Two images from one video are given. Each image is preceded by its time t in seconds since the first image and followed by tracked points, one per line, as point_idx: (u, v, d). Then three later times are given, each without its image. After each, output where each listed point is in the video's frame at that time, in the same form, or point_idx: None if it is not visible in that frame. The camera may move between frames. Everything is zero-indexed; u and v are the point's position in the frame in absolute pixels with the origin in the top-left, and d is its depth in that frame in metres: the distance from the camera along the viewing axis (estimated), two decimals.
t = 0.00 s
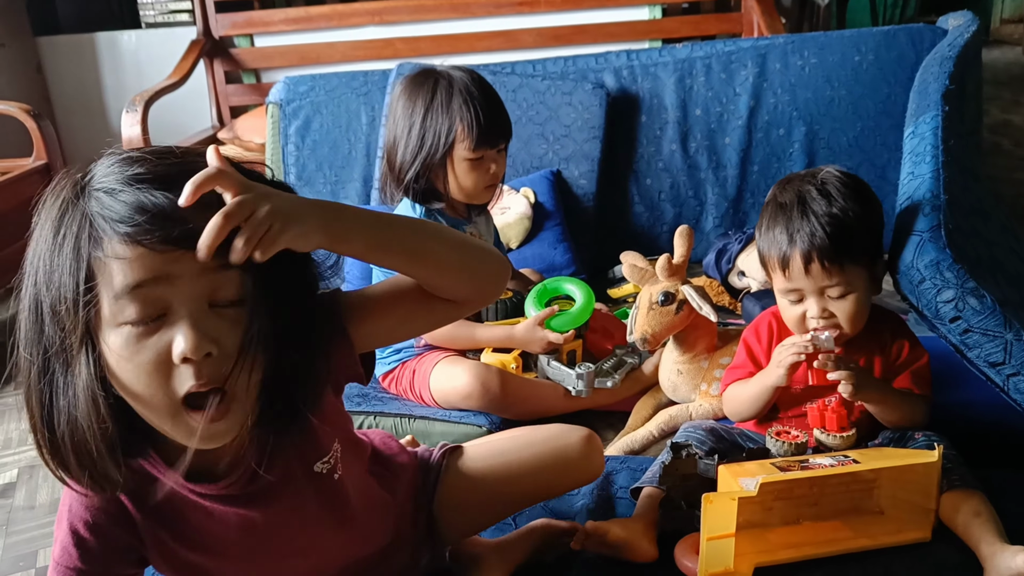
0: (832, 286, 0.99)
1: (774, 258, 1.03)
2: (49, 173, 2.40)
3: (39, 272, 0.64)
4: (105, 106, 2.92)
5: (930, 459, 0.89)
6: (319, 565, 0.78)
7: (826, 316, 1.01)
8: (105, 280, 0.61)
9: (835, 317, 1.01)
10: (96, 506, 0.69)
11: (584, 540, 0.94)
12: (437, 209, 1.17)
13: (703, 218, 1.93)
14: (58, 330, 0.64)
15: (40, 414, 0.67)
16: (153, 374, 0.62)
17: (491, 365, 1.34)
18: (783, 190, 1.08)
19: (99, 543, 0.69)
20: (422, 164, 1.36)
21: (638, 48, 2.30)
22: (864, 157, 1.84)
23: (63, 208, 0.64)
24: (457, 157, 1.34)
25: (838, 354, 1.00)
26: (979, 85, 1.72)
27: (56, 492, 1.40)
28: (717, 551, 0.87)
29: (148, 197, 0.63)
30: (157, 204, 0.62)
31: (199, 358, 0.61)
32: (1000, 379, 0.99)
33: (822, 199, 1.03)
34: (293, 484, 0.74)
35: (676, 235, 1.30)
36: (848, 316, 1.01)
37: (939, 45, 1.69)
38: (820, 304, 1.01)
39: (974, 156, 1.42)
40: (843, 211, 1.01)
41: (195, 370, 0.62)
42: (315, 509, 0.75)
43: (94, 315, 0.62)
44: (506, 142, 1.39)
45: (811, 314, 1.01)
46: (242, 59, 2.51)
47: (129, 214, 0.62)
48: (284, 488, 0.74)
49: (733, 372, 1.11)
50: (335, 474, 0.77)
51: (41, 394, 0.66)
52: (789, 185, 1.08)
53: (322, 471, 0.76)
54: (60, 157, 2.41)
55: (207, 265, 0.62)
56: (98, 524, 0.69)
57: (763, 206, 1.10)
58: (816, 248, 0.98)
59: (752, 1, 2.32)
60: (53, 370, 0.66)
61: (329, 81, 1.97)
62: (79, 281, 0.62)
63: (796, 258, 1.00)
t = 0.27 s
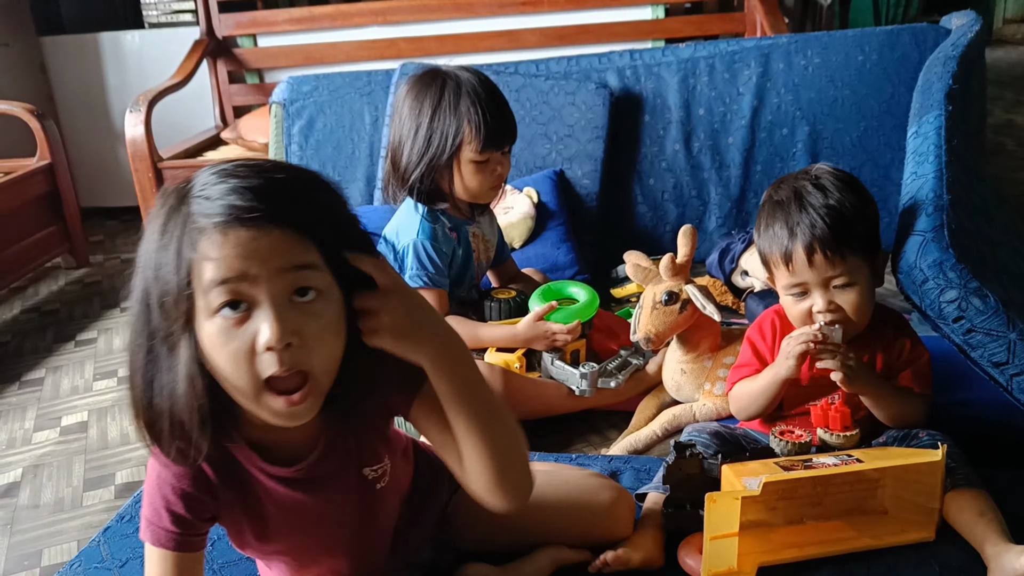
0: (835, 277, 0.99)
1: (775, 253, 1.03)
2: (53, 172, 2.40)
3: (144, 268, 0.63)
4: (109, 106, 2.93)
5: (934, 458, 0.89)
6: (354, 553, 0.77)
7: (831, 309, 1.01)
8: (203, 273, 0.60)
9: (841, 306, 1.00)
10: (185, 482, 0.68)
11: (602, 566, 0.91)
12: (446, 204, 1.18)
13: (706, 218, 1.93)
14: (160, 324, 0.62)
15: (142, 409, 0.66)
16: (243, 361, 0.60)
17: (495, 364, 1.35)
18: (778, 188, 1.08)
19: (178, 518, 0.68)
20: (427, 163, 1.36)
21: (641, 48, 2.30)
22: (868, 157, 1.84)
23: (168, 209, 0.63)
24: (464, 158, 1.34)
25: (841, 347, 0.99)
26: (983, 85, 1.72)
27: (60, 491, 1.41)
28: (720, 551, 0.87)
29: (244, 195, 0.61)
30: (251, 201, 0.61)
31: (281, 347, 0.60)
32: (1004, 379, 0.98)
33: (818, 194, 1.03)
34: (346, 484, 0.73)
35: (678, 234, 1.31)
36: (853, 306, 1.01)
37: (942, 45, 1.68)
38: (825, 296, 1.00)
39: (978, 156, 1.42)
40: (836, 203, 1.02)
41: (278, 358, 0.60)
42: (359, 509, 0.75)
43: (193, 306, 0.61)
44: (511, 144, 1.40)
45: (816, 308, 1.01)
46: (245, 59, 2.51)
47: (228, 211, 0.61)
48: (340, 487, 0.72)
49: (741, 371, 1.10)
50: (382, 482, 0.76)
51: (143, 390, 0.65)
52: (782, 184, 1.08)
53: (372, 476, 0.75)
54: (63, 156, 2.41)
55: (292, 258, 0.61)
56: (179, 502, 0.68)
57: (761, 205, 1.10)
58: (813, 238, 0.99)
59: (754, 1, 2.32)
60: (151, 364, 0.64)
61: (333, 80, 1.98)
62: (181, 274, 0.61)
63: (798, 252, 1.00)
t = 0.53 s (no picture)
0: (839, 276, 0.99)
1: (777, 254, 1.02)
2: (54, 174, 2.41)
3: (234, 177, 0.71)
4: (110, 107, 2.93)
5: (932, 462, 0.89)
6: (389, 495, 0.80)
7: (834, 309, 1.01)
8: (297, 168, 0.69)
9: (846, 307, 1.00)
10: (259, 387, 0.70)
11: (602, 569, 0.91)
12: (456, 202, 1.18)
13: (706, 220, 1.93)
14: (250, 222, 0.69)
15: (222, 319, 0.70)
16: (333, 243, 0.68)
17: (494, 366, 1.34)
18: (775, 192, 1.08)
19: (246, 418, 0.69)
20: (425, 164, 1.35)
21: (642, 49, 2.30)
22: (869, 160, 1.84)
23: (252, 128, 0.72)
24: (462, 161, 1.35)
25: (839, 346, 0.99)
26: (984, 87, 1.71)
27: (60, 494, 1.41)
28: (718, 555, 0.87)
29: (326, 103, 0.72)
30: (334, 108, 0.71)
31: (368, 227, 0.68)
32: (1003, 383, 0.98)
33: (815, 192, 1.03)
34: (400, 421, 0.79)
35: (678, 237, 1.31)
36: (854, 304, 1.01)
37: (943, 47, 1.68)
38: (830, 296, 1.00)
39: (978, 159, 1.42)
40: (832, 199, 1.02)
41: (367, 237, 0.68)
42: (406, 451, 0.81)
43: (284, 201, 0.69)
44: (508, 147, 1.40)
45: (819, 309, 1.01)
46: (246, 60, 2.51)
47: (314, 116, 0.70)
48: (396, 421, 0.79)
49: (742, 374, 1.10)
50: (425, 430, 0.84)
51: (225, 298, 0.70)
52: (779, 187, 1.08)
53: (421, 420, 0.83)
54: (64, 158, 2.41)
55: (372, 156, 0.71)
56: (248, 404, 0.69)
57: (758, 209, 1.09)
58: (812, 234, 0.99)
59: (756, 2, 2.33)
60: (239, 267, 0.70)
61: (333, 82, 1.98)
62: (276, 173, 0.69)
63: (801, 251, 0.99)
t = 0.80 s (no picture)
0: (843, 278, 0.99)
1: (779, 256, 1.01)
2: (54, 175, 2.41)
3: (253, 171, 0.72)
4: (110, 108, 2.93)
5: (933, 462, 0.89)
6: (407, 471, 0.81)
7: (838, 310, 1.00)
8: (309, 165, 0.70)
9: (849, 307, 1.00)
10: (280, 354, 0.73)
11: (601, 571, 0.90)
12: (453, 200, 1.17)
13: (708, 220, 1.93)
14: (269, 216, 0.71)
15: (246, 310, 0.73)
16: (348, 238, 0.69)
17: (495, 367, 1.34)
18: (775, 194, 1.07)
19: (267, 385, 0.72)
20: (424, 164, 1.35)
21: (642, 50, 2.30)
22: (870, 160, 1.85)
23: (266, 122, 0.72)
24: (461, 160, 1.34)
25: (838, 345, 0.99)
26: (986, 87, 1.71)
27: (60, 495, 1.41)
28: (718, 556, 0.87)
29: (335, 100, 0.71)
30: (343, 106, 0.71)
31: (381, 223, 0.69)
32: (1005, 384, 0.96)
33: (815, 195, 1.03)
34: (413, 390, 0.80)
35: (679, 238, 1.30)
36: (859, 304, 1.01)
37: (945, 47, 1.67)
38: (833, 297, 1.00)
39: (979, 159, 1.42)
40: (832, 201, 1.02)
41: (380, 232, 0.69)
42: (423, 422, 0.81)
43: (300, 197, 0.70)
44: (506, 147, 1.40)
45: (822, 311, 1.00)
46: (246, 61, 2.51)
47: (324, 114, 0.70)
48: (409, 389, 0.79)
49: (743, 375, 1.10)
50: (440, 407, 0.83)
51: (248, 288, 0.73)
52: (778, 189, 1.07)
53: (435, 398, 0.82)
54: (65, 159, 2.41)
55: (383, 152, 0.71)
56: (268, 372, 0.72)
57: (757, 212, 1.09)
58: (815, 237, 0.99)
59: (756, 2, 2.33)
60: (260, 258, 0.72)
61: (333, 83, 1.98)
62: (290, 169, 0.70)
63: (804, 253, 0.99)
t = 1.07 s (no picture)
0: (846, 283, 0.98)
1: (782, 261, 1.01)
2: (55, 175, 2.41)
3: (251, 165, 0.72)
4: (110, 108, 2.93)
5: (934, 463, 0.88)
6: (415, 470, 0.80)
7: (842, 313, 1.00)
8: (307, 157, 0.70)
9: (853, 313, 1.00)
10: (283, 347, 0.72)
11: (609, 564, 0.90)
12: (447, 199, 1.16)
13: (708, 220, 1.93)
14: (268, 210, 0.71)
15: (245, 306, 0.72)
16: (345, 227, 0.69)
17: (495, 368, 1.34)
18: (776, 198, 1.06)
19: (270, 380, 0.71)
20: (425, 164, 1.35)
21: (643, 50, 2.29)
22: (871, 160, 1.85)
23: (264, 118, 0.73)
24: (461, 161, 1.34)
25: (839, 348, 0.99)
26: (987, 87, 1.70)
27: (60, 495, 1.40)
28: (719, 557, 0.87)
29: (332, 93, 0.72)
30: (340, 98, 0.71)
31: (379, 210, 0.69)
32: (1006, 384, 0.95)
33: (817, 199, 1.02)
34: (414, 384, 0.80)
35: (679, 238, 1.30)
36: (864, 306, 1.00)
37: (946, 47, 1.67)
38: (837, 303, 0.99)
39: (981, 159, 1.41)
40: (834, 205, 1.01)
41: (377, 219, 0.69)
42: (425, 416, 0.81)
43: (298, 189, 0.70)
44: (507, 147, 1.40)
45: (826, 315, 1.00)
46: (247, 61, 2.51)
47: (322, 107, 0.71)
48: (410, 383, 0.79)
49: (743, 374, 1.09)
50: (440, 403, 0.83)
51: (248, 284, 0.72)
52: (779, 193, 1.07)
53: (435, 393, 0.82)
54: (65, 159, 2.41)
55: (380, 142, 0.72)
56: (271, 366, 0.71)
57: (759, 216, 1.08)
58: (819, 242, 0.98)
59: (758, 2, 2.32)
60: (258, 253, 0.72)
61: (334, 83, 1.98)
62: (288, 162, 0.70)
63: (808, 258, 0.98)
